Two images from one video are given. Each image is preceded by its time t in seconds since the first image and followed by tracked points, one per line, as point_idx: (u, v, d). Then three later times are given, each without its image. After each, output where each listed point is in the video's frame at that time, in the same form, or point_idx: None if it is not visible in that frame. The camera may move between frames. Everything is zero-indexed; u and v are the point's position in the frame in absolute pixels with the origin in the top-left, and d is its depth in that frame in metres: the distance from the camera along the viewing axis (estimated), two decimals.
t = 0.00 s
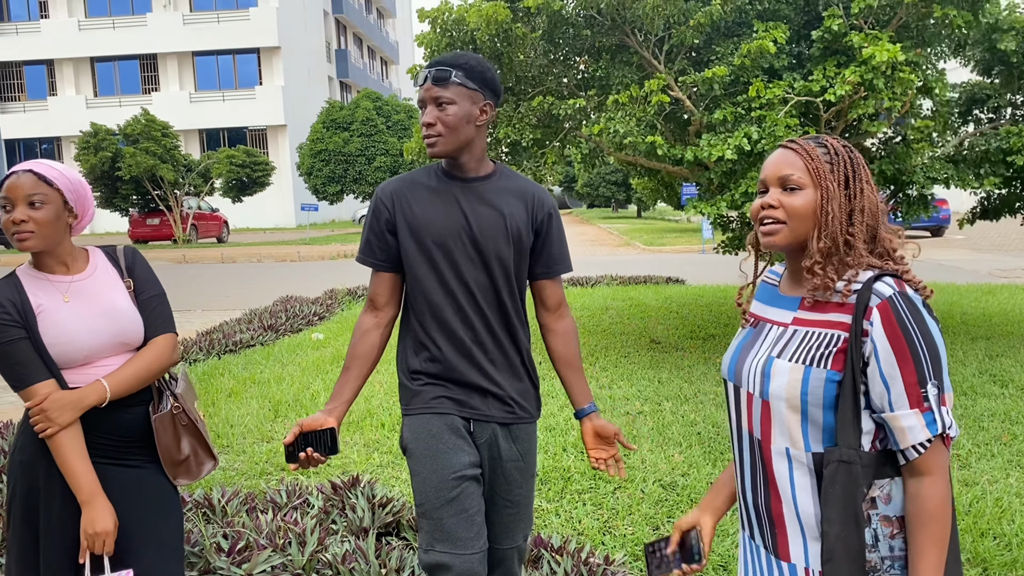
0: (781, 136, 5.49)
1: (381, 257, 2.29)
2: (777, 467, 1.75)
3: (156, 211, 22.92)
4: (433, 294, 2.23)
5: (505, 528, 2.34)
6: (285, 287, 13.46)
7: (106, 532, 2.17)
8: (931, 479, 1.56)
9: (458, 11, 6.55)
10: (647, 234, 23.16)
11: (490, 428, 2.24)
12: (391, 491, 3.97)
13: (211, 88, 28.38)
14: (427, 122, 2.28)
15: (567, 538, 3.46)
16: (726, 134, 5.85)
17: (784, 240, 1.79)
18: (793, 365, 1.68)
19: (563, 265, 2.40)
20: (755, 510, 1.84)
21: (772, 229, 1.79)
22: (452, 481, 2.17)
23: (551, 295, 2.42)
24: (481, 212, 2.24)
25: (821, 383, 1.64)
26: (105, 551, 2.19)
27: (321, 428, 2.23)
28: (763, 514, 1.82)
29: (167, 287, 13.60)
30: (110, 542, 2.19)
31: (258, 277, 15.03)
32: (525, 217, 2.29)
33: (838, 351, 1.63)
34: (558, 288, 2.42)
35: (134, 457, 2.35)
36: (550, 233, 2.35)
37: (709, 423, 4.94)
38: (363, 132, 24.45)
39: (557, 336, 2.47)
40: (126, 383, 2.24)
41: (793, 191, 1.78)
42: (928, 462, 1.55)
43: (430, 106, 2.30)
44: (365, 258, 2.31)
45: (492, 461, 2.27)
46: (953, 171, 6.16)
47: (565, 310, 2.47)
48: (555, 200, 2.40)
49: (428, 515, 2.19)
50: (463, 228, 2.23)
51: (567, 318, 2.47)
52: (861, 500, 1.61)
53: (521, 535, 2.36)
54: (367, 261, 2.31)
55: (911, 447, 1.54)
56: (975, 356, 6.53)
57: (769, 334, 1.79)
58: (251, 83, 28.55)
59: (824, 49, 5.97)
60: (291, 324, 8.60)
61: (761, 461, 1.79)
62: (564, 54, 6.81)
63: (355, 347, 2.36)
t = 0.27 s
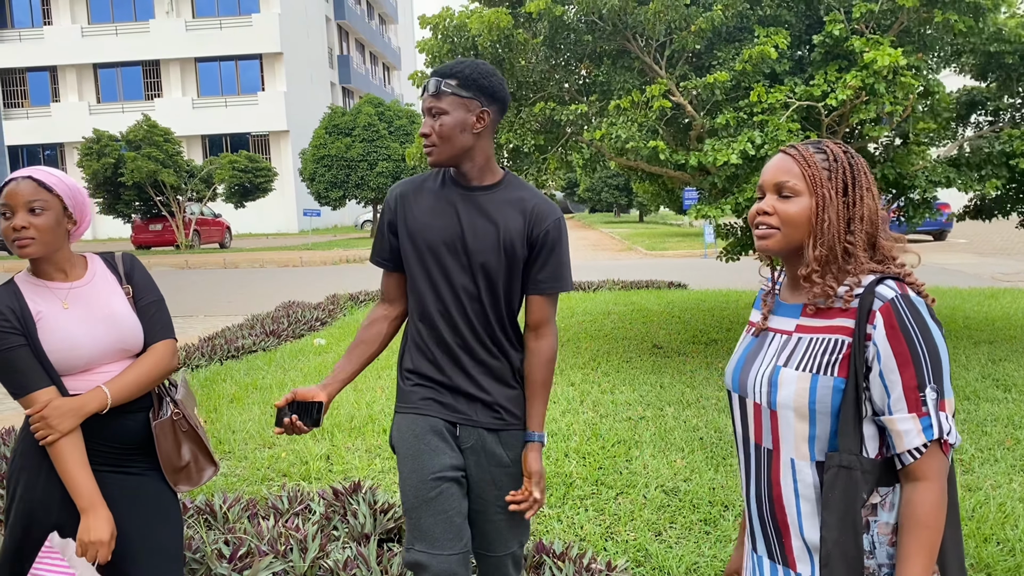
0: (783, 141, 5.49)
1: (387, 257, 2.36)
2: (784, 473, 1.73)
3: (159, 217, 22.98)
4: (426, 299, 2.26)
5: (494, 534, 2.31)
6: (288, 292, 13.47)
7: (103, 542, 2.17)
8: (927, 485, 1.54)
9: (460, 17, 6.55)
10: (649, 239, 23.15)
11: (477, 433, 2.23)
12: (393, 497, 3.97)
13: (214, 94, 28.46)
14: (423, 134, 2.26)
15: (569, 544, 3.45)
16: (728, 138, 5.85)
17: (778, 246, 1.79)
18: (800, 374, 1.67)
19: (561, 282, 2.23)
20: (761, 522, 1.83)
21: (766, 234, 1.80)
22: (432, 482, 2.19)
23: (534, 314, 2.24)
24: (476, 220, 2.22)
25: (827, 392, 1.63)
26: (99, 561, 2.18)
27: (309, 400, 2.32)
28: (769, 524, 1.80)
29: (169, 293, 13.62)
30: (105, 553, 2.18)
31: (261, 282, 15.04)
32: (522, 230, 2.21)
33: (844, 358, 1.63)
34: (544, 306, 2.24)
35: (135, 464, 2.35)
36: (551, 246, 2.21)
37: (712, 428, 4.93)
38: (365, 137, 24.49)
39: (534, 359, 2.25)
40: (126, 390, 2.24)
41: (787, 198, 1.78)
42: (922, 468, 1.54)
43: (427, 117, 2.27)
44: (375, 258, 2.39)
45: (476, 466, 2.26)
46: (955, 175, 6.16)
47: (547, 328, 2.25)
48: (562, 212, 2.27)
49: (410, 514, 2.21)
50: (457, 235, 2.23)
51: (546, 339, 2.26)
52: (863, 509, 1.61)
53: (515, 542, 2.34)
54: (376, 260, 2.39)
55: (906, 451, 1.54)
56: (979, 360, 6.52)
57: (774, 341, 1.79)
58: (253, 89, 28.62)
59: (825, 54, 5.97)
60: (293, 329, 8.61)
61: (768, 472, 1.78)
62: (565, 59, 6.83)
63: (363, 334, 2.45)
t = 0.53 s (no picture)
0: (786, 144, 5.49)
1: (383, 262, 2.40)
2: (773, 478, 1.77)
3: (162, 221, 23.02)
4: (419, 301, 2.28)
5: (491, 536, 2.31)
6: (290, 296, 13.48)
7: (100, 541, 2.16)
8: (898, 494, 1.53)
9: (461, 22, 6.51)
10: (651, 242, 23.15)
11: (469, 438, 2.22)
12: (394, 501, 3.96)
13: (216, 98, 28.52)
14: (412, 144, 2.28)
15: (571, 548, 3.44)
16: (731, 142, 5.84)
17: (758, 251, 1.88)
18: (777, 377, 1.71)
19: (553, 282, 2.19)
20: (760, 522, 1.86)
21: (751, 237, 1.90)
22: (422, 487, 2.18)
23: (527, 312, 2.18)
24: (466, 222, 2.23)
25: (802, 397, 1.66)
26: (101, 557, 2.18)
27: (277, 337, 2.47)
28: (764, 526, 1.84)
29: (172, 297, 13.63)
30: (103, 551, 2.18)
31: (263, 286, 15.05)
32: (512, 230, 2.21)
33: (820, 363, 1.65)
34: (538, 303, 2.18)
35: (136, 470, 2.36)
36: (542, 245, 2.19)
37: (714, 432, 4.92)
38: (368, 142, 24.53)
39: (525, 359, 2.15)
40: (125, 394, 2.24)
41: (767, 204, 1.84)
42: (897, 477, 1.53)
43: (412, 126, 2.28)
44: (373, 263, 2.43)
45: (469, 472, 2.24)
46: (958, 178, 6.15)
47: (541, 329, 2.18)
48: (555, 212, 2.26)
49: (397, 518, 2.21)
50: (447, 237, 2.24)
51: (538, 338, 2.18)
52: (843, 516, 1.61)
53: (512, 547, 2.34)
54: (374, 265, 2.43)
55: (879, 458, 1.54)
56: (982, 363, 6.51)
57: (769, 345, 1.80)
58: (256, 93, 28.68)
59: (827, 57, 5.97)
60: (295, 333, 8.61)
61: (761, 473, 1.81)
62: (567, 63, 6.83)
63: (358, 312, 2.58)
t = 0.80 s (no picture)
0: (788, 146, 5.50)
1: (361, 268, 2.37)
2: (765, 480, 1.79)
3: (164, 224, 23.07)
4: (400, 306, 2.27)
5: (469, 540, 2.27)
6: (292, 298, 13.49)
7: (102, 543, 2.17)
8: (870, 499, 1.49)
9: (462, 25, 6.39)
10: (653, 244, 23.14)
11: (452, 444, 2.22)
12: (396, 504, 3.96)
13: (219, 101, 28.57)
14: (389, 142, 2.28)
15: (573, 551, 3.44)
16: (733, 144, 5.83)
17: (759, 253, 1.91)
18: (768, 378, 1.72)
19: (537, 275, 2.22)
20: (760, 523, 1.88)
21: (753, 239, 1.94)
22: (405, 494, 2.22)
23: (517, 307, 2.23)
24: (445, 224, 2.23)
25: (790, 397, 1.68)
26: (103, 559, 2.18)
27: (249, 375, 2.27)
28: (762, 527, 1.85)
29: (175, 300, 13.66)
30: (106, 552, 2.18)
31: (265, 289, 15.06)
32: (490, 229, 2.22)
33: (809, 365, 1.66)
34: (525, 298, 2.22)
35: (137, 473, 2.36)
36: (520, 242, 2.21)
37: (716, 435, 4.91)
38: (370, 144, 24.56)
39: (521, 352, 2.22)
40: (125, 398, 2.23)
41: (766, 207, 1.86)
42: (868, 482, 1.50)
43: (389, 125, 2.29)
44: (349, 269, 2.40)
45: (453, 478, 2.24)
46: (960, 180, 6.14)
47: (531, 321, 2.23)
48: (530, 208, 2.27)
49: (382, 521, 2.27)
50: (427, 240, 2.23)
51: (531, 333, 2.22)
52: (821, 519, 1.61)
53: (498, 548, 2.29)
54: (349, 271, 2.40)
55: (855, 462, 1.53)
56: (985, 365, 6.50)
57: (771, 346, 1.82)
58: (258, 96, 28.72)
59: (829, 59, 5.97)
60: (297, 336, 8.62)
61: (756, 475, 1.83)
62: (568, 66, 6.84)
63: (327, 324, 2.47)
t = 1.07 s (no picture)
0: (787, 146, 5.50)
1: (332, 279, 2.26)
2: (767, 478, 1.79)
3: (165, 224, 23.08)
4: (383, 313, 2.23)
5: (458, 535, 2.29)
6: (292, 299, 13.49)
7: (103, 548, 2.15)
8: (868, 498, 1.49)
9: (463, 24, 6.37)
10: (653, 244, 23.14)
11: (439, 439, 2.23)
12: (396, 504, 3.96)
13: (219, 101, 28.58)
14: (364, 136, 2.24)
15: (574, 551, 3.44)
16: (732, 144, 5.83)
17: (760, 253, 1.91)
18: (767, 377, 1.73)
19: (512, 262, 2.32)
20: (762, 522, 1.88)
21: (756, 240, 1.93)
22: (394, 487, 2.23)
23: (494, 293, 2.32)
24: (425, 225, 2.22)
25: (788, 397, 1.68)
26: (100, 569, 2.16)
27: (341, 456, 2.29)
28: (763, 526, 1.85)
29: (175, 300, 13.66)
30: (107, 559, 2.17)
31: (265, 289, 15.06)
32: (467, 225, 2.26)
33: (808, 364, 1.66)
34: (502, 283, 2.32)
35: (141, 472, 2.36)
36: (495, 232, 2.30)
37: (717, 434, 4.91)
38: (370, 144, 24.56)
39: (501, 338, 2.35)
40: (128, 398, 2.23)
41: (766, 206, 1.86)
42: (865, 480, 1.50)
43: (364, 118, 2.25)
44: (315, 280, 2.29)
45: (435, 470, 2.25)
46: (960, 179, 6.13)
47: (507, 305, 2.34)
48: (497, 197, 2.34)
49: (365, 513, 2.28)
50: (408, 243, 2.21)
51: (510, 317, 2.35)
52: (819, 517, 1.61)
53: (480, 541, 2.31)
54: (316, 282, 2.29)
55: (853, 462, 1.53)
56: (985, 365, 6.49)
57: (769, 347, 1.82)
58: (258, 96, 28.73)
59: (828, 59, 5.97)
60: (297, 336, 8.61)
61: (758, 473, 1.83)
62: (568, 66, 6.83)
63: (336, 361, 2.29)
